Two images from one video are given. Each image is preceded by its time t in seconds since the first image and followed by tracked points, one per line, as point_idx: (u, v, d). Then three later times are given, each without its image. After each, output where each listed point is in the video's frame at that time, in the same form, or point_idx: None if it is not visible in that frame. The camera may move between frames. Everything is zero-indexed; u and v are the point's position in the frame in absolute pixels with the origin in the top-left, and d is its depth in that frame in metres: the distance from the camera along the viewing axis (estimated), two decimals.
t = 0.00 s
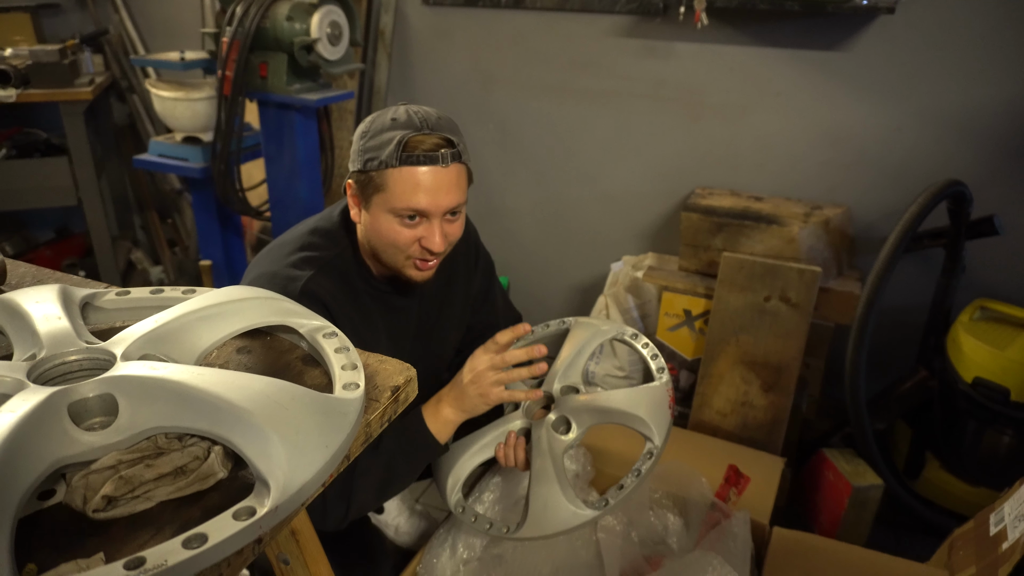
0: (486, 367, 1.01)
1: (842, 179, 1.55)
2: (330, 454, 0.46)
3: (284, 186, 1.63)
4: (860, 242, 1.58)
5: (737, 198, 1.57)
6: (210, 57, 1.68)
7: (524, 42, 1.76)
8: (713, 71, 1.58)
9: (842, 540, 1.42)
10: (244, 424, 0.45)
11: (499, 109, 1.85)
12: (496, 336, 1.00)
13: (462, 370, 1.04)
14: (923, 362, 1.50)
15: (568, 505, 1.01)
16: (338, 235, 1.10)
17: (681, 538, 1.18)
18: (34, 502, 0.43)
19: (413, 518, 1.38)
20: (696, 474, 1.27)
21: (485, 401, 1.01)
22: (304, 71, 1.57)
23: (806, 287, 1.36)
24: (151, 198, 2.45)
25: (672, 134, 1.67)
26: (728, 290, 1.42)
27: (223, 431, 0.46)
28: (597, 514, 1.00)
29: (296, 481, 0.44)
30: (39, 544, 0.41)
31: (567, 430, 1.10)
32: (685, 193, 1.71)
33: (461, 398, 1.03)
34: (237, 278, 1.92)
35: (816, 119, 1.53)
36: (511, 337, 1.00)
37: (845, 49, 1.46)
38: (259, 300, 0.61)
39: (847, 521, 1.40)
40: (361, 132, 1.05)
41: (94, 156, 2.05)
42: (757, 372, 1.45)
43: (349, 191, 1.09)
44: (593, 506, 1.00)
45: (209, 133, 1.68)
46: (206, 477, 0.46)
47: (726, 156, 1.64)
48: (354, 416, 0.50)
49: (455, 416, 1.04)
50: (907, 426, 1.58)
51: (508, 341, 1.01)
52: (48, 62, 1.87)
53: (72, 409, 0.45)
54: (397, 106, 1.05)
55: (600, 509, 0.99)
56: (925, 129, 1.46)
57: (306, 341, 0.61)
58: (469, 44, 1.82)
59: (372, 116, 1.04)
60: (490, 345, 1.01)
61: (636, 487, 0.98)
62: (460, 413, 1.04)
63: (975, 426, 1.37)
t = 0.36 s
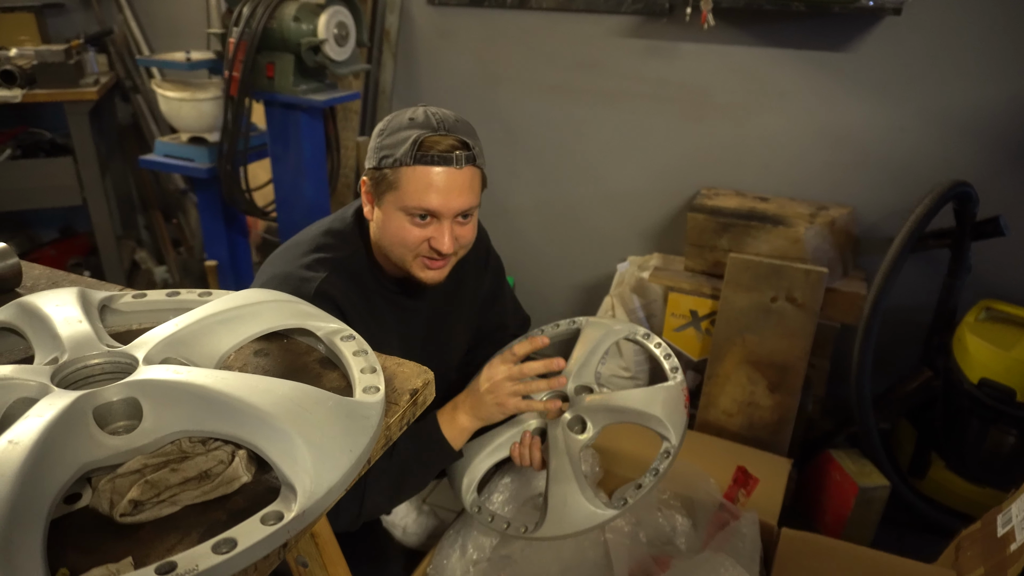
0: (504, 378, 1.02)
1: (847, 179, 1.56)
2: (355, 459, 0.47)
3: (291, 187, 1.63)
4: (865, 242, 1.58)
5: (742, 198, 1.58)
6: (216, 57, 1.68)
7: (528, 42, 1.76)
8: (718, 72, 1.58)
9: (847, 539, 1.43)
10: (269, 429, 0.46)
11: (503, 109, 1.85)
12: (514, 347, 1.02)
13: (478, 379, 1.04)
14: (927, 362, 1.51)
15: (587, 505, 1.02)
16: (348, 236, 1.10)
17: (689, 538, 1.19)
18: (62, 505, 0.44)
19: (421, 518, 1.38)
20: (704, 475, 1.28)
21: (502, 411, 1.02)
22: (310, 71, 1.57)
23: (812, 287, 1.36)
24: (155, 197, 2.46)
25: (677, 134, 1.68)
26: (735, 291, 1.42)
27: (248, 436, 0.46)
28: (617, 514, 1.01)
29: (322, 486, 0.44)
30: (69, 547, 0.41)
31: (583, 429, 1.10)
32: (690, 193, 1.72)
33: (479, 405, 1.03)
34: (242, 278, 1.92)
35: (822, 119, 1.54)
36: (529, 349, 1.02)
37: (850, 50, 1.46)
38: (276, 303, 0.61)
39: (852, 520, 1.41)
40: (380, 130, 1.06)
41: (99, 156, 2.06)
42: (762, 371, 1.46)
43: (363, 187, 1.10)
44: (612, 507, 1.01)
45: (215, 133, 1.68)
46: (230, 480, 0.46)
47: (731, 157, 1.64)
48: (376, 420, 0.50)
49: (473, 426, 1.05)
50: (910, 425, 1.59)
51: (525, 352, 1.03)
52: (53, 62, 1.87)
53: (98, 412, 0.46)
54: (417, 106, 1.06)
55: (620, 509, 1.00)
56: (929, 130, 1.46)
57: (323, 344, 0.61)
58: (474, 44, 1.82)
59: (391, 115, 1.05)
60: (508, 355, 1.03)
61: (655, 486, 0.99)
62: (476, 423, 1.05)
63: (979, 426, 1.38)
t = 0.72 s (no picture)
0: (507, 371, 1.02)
1: (856, 177, 1.54)
2: (365, 458, 0.46)
3: (295, 184, 1.62)
4: (874, 241, 1.57)
5: (750, 196, 1.56)
6: (220, 54, 1.67)
7: (535, 40, 1.74)
8: (726, 69, 1.57)
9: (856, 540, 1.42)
10: (278, 426, 0.45)
11: (509, 107, 1.84)
12: (514, 341, 1.02)
13: (481, 375, 1.05)
14: (936, 362, 1.49)
15: (591, 500, 1.01)
16: (355, 233, 1.09)
17: (697, 538, 1.18)
18: (65, 504, 0.43)
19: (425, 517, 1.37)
20: (712, 475, 1.27)
21: (507, 405, 1.02)
22: (315, 68, 1.56)
23: (822, 285, 1.35)
24: (159, 195, 2.45)
25: (684, 132, 1.66)
26: (744, 289, 1.41)
27: (257, 434, 0.45)
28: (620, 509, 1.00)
29: (332, 485, 0.43)
30: (75, 547, 0.40)
31: (589, 425, 1.09)
32: (697, 191, 1.70)
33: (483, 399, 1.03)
34: (246, 276, 1.91)
35: (831, 116, 1.52)
36: (529, 341, 1.01)
37: (861, 46, 1.44)
38: (284, 298, 0.60)
39: (861, 521, 1.40)
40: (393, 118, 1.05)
41: (103, 154, 2.05)
42: (770, 371, 1.44)
43: (373, 176, 1.10)
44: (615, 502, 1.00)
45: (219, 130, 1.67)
46: (238, 479, 0.45)
47: (739, 154, 1.63)
48: (386, 418, 0.49)
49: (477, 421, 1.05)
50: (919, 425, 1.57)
51: (526, 344, 1.02)
52: (57, 58, 1.86)
53: (103, 409, 0.45)
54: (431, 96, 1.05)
55: (623, 505, 0.99)
56: (941, 127, 1.44)
57: (332, 340, 0.60)
58: (479, 41, 1.81)
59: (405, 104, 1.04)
60: (510, 348, 1.03)
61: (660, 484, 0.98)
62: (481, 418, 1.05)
63: (990, 426, 1.36)
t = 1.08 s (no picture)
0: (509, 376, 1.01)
1: (859, 176, 1.53)
2: (363, 461, 0.45)
3: (295, 183, 1.61)
4: (876, 240, 1.56)
5: (752, 195, 1.56)
6: (220, 52, 1.66)
7: (536, 38, 1.74)
8: (728, 67, 1.56)
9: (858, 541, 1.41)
10: (275, 429, 0.44)
11: (510, 105, 1.83)
12: (519, 345, 1.00)
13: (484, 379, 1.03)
14: (940, 362, 1.49)
15: (591, 501, 1.00)
16: (354, 232, 1.09)
17: (698, 539, 1.17)
18: (59, 507, 0.42)
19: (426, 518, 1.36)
20: (714, 475, 1.26)
21: (509, 411, 1.01)
22: (315, 66, 1.55)
23: (824, 285, 1.34)
24: (159, 194, 2.45)
25: (686, 131, 1.66)
26: (745, 288, 1.40)
27: (253, 437, 0.44)
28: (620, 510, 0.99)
29: (329, 490, 0.42)
30: (69, 552, 0.40)
31: (588, 426, 1.09)
32: (698, 190, 1.70)
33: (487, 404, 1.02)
34: (246, 275, 1.90)
35: (832, 115, 1.51)
36: (533, 346, 1.00)
37: (863, 44, 1.44)
38: (282, 299, 0.59)
39: (863, 521, 1.39)
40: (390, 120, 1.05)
41: (102, 153, 2.04)
42: (772, 370, 1.44)
43: (370, 178, 1.09)
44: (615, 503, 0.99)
45: (219, 129, 1.66)
46: (234, 482, 0.44)
47: (740, 153, 1.62)
48: (384, 420, 0.48)
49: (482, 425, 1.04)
50: (922, 425, 1.57)
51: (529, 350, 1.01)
52: (57, 57, 1.86)
53: (97, 411, 0.44)
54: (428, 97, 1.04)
55: (623, 505, 0.98)
56: (944, 125, 1.43)
57: (330, 341, 0.59)
58: (480, 40, 1.80)
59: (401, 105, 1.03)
60: (514, 354, 1.01)
61: (659, 482, 0.97)
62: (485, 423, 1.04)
63: (993, 426, 1.35)
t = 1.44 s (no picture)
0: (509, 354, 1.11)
1: (860, 178, 1.53)
2: (369, 467, 0.45)
3: (298, 185, 1.62)
4: (878, 242, 1.56)
5: (754, 198, 1.56)
6: (223, 54, 1.67)
7: (538, 40, 1.74)
8: (731, 69, 1.56)
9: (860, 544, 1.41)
10: (282, 436, 0.44)
11: (513, 107, 1.83)
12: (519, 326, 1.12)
13: (487, 360, 1.08)
14: (942, 364, 1.48)
15: (590, 512, 1.01)
16: (357, 236, 1.09)
17: (701, 542, 1.17)
18: (68, 514, 0.42)
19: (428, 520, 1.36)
20: (717, 479, 1.25)
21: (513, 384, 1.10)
22: (318, 69, 1.55)
23: (826, 288, 1.34)
24: (162, 195, 2.46)
25: (688, 133, 1.66)
26: (747, 291, 1.40)
27: (260, 443, 0.45)
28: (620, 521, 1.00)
29: (335, 496, 0.42)
30: (77, 557, 0.40)
31: (588, 434, 1.09)
32: (700, 192, 1.70)
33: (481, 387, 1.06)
34: (249, 277, 1.91)
35: (835, 118, 1.52)
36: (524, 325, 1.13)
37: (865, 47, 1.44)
38: (287, 304, 0.60)
39: (865, 524, 1.39)
40: (389, 131, 1.04)
41: (105, 154, 2.04)
42: (775, 373, 1.44)
43: (376, 191, 1.08)
44: (615, 514, 1.00)
45: (222, 131, 1.67)
46: (241, 488, 0.44)
47: (743, 155, 1.62)
48: (390, 426, 0.48)
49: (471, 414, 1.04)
50: (923, 428, 1.57)
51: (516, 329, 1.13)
52: (60, 59, 1.86)
53: (105, 417, 0.45)
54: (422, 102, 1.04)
55: (623, 517, 0.99)
56: (947, 128, 1.43)
57: (335, 346, 0.59)
58: (483, 42, 1.81)
59: (400, 114, 1.02)
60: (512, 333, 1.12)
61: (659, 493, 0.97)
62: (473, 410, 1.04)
63: (994, 428, 1.36)
